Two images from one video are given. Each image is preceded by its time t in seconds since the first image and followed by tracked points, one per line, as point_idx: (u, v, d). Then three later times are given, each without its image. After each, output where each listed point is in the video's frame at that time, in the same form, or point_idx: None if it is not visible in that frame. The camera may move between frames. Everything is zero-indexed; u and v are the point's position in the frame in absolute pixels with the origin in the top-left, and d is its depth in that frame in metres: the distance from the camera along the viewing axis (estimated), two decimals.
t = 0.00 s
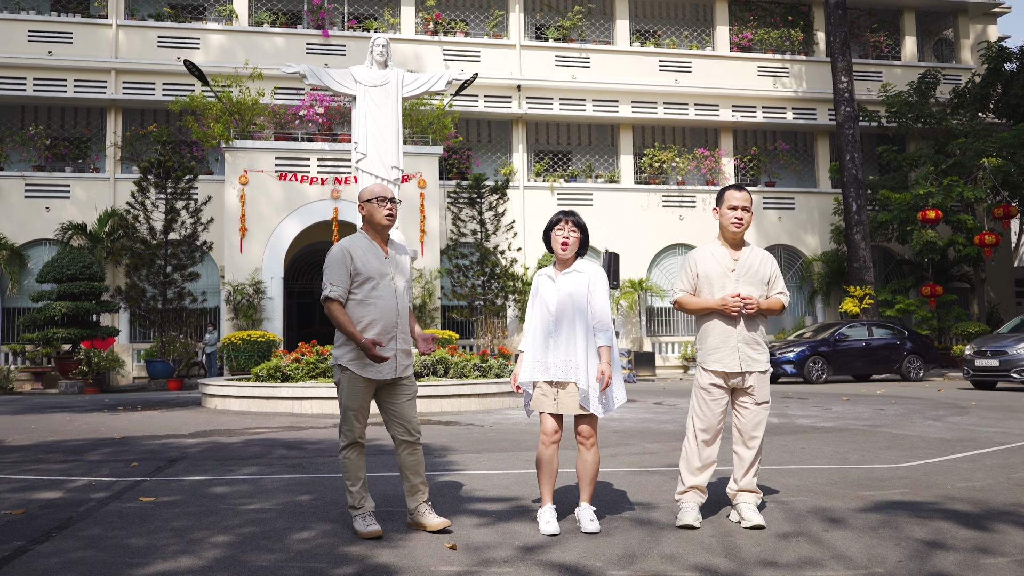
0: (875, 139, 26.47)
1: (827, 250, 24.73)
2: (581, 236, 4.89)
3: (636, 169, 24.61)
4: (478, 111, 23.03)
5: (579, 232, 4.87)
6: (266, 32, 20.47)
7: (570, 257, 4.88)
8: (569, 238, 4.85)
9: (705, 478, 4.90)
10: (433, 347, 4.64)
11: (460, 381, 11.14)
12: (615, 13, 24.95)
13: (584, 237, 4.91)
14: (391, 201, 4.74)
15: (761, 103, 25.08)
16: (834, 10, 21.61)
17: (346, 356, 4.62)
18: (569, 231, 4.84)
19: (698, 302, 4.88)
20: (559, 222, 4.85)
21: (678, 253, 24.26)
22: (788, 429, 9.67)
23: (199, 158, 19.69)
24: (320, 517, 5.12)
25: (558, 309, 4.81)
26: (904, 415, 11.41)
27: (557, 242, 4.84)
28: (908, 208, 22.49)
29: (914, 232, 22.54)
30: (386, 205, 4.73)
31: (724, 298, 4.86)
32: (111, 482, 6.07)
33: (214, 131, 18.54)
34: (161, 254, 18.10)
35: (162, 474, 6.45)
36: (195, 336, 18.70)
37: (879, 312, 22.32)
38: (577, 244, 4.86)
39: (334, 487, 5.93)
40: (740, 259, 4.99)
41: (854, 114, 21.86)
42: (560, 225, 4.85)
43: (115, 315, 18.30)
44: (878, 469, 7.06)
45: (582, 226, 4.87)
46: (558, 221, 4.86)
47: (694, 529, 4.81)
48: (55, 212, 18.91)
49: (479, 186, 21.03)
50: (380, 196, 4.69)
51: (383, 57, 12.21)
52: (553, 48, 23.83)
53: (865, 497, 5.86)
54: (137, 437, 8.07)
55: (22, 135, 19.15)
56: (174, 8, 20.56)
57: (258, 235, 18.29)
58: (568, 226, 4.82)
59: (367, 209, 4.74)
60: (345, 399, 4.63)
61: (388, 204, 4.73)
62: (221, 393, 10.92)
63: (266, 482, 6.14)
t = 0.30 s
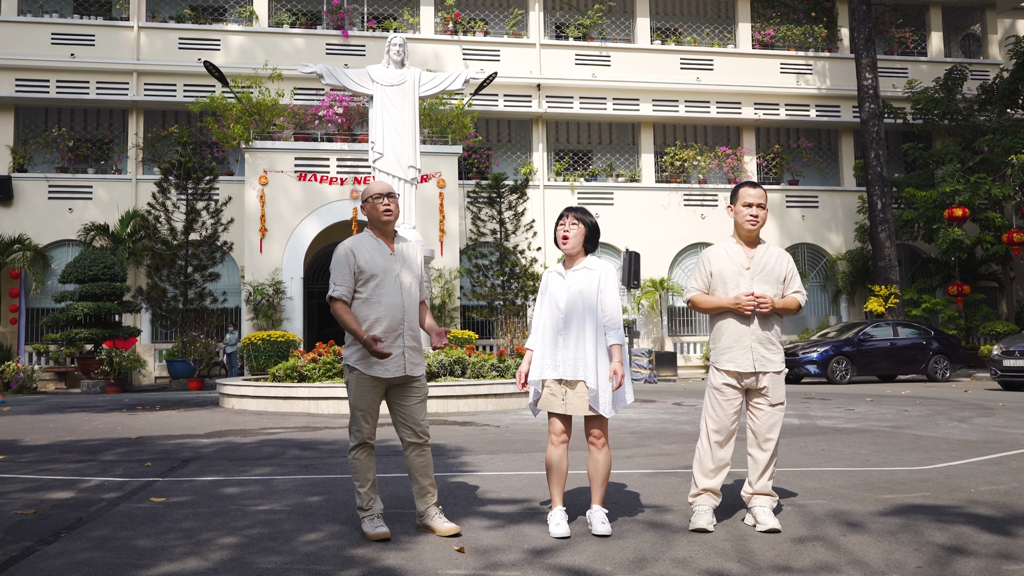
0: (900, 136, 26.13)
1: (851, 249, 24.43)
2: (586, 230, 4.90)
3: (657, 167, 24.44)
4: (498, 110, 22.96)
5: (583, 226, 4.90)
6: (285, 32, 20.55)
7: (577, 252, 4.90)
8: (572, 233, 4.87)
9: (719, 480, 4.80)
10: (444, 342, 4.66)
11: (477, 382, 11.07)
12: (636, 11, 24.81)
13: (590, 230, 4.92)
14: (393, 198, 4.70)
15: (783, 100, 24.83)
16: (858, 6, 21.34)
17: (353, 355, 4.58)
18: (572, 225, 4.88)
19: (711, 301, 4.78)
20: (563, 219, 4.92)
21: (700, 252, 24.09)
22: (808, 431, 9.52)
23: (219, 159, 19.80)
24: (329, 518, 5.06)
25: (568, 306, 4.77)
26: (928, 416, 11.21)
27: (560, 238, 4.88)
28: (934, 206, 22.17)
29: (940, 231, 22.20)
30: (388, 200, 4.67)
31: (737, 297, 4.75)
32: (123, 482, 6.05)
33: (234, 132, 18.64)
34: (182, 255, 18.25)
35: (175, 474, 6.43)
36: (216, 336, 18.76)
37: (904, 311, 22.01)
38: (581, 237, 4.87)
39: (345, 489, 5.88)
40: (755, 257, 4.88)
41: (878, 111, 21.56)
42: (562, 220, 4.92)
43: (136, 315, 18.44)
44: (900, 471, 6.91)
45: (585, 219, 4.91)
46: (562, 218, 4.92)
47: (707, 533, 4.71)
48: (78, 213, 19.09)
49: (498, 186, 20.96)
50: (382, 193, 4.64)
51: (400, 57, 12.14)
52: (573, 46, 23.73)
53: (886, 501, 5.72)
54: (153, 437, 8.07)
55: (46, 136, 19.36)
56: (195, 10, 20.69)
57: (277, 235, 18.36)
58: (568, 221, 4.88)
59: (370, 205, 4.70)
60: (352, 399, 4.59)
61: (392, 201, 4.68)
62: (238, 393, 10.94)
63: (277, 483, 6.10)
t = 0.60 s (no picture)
0: (924, 133, 25.80)
1: (874, 248, 24.13)
2: (592, 228, 4.85)
3: (676, 166, 24.27)
4: (516, 109, 22.87)
5: (589, 223, 4.85)
6: (303, 33, 20.58)
7: (583, 249, 4.82)
8: (579, 231, 4.82)
9: (730, 483, 4.69)
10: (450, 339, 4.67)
11: (491, 382, 11.00)
12: (655, 9, 24.67)
13: (596, 228, 4.86)
14: (392, 195, 4.67)
15: (804, 98, 24.56)
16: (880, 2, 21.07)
17: (355, 355, 4.56)
18: (578, 223, 4.83)
19: (721, 300, 4.69)
20: (569, 216, 4.87)
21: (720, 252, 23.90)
22: (827, 432, 9.37)
23: (238, 159, 19.86)
24: (334, 521, 5.00)
25: (574, 304, 4.72)
26: (951, 417, 11.00)
27: (566, 235, 4.83)
28: (958, 204, 21.84)
29: (965, 229, 21.86)
30: (387, 197, 4.65)
31: (747, 297, 4.65)
32: (131, 483, 6.02)
33: (251, 132, 18.73)
34: (200, 255, 18.25)
35: (184, 474, 6.41)
36: (234, 336, 18.84)
37: (929, 310, 21.68)
38: (588, 234, 4.82)
39: (353, 490, 5.82)
40: (767, 256, 4.76)
41: (901, 108, 21.26)
42: (569, 217, 4.86)
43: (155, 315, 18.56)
44: (920, 474, 6.75)
45: (592, 217, 4.86)
46: (568, 215, 4.87)
47: (718, 537, 4.61)
48: (98, 214, 19.24)
49: (515, 185, 20.84)
50: (381, 190, 4.62)
51: (414, 55, 12.14)
52: (592, 45, 23.61)
53: (904, 505, 5.58)
54: (166, 437, 8.06)
55: (67, 138, 19.53)
56: (213, 11, 20.80)
57: (294, 235, 18.41)
58: (574, 218, 4.82)
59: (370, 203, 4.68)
60: (356, 400, 4.55)
61: (392, 198, 4.66)
62: (252, 393, 10.95)
63: (285, 484, 6.05)
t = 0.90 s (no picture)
0: (947, 130, 25.44)
1: (896, 247, 23.80)
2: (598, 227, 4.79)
3: (695, 165, 24.06)
4: (532, 108, 22.77)
5: (595, 223, 4.79)
6: (319, 33, 20.58)
7: (588, 249, 4.76)
8: (587, 229, 4.76)
9: (740, 487, 4.57)
10: (450, 342, 4.59)
11: (504, 382, 10.91)
12: (673, 6, 24.48)
13: (601, 227, 4.82)
14: (393, 195, 4.62)
15: (825, 95, 24.27)
16: None
17: (357, 356, 4.52)
18: (584, 221, 4.77)
19: (729, 300, 4.57)
20: (574, 214, 4.80)
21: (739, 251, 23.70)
22: (845, 434, 9.19)
23: (254, 159, 19.90)
24: (337, 524, 4.92)
25: (580, 305, 4.66)
26: (973, 419, 10.78)
27: (572, 234, 4.76)
28: (982, 202, 21.48)
29: (989, 227, 21.49)
30: (387, 197, 4.59)
31: (755, 297, 4.53)
32: (136, 484, 5.98)
33: (267, 132, 18.73)
34: (217, 255, 18.33)
35: (190, 475, 6.36)
36: (251, 336, 18.88)
37: (952, 310, 21.35)
38: (595, 233, 4.75)
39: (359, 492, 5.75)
40: (777, 255, 4.63)
41: (924, 105, 20.94)
42: (575, 216, 4.79)
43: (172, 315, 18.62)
44: (939, 478, 6.58)
45: (598, 216, 4.80)
46: (573, 213, 4.80)
47: (728, 543, 4.48)
48: (116, 214, 19.33)
49: (532, 184, 20.69)
50: (382, 190, 4.58)
51: (428, 54, 12.09)
52: (609, 43, 23.46)
53: (921, 510, 5.43)
54: (176, 438, 8.04)
55: (85, 139, 19.63)
56: (230, 11, 20.86)
57: (310, 235, 18.39)
58: (582, 217, 4.75)
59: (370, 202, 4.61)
60: (356, 402, 4.49)
61: (393, 197, 4.60)
62: (265, 394, 10.92)
63: (291, 486, 5.99)
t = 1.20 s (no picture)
0: (969, 127, 25.11)
1: (917, 245, 23.49)
2: (606, 225, 4.74)
3: (713, 163, 23.88)
4: (548, 107, 22.68)
5: (603, 221, 4.73)
6: (335, 33, 20.59)
7: (596, 248, 4.70)
8: (596, 227, 4.69)
9: (747, 492, 4.47)
10: (454, 343, 4.47)
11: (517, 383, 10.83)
12: (690, 4, 24.30)
13: (607, 226, 4.76)
14: (396, 191, 4.51)
15: (844, 92, 24.02)
16: None
17: (360, 357, 4.44)
18: (594, 219, 4.70)
19: (732, 300, 4.46)
20: (582, 213, 4.72)
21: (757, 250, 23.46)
22: (863, 436, 9.04)
23: (270, 160, 19.93)
24: (341, 527, 4.86)
25: (590, 305, 4.61)
26: (996, 421, 10.57)
27: (581, 232, 4.69)
28: (1005, 200, 21.14)
29: (1012, 225, 21.16)
30: (390, 195, 4.48)
31: (758, 297, 4.42)
32: (142, 486, 5.95)
33: (282, 132, 18.76)
34: (232, 255, 18.39)
35: (197, 477, 6.32)
36: (266, 335, 18.91)
37: (975, 310, 21.03)
38: (604, 232, 4.70)
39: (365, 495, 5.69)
40: (781, 253, 4.52)
41: (945, 102, 20.66)
42: (583, 215, 4.72)
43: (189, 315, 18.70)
44: (959, 482, 6.43)
45: (606, 213, 4.74)
46: (580, 212, 4.72)
47: (737, 549, 4.38)
48: (134, 215, 19.43)
49: (547, 182, 20.56)
50: (385, 187, 4.47)
51: (440, 52, 12.03)
52: (626, 41, 23.32)
53: (938, 516, 5.29)
54: (186, 438, 8.02)
55: (103, 140, 19.77)
56: (246, 12, 20.92)
57: (326, 234, 18.40)
58: (590, 215, 4.67)
59: (373, 200, 4.51)
60: (358, 404, 4.43)
61: (396, 194, 4.50)
62: (277, 394, 10.91)
63: (297, 488, 5.94)
